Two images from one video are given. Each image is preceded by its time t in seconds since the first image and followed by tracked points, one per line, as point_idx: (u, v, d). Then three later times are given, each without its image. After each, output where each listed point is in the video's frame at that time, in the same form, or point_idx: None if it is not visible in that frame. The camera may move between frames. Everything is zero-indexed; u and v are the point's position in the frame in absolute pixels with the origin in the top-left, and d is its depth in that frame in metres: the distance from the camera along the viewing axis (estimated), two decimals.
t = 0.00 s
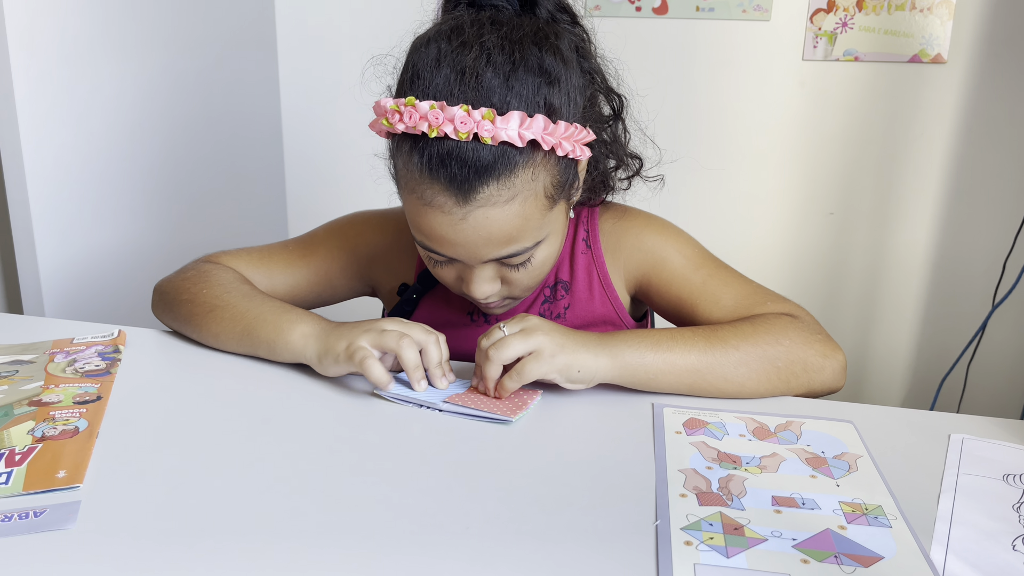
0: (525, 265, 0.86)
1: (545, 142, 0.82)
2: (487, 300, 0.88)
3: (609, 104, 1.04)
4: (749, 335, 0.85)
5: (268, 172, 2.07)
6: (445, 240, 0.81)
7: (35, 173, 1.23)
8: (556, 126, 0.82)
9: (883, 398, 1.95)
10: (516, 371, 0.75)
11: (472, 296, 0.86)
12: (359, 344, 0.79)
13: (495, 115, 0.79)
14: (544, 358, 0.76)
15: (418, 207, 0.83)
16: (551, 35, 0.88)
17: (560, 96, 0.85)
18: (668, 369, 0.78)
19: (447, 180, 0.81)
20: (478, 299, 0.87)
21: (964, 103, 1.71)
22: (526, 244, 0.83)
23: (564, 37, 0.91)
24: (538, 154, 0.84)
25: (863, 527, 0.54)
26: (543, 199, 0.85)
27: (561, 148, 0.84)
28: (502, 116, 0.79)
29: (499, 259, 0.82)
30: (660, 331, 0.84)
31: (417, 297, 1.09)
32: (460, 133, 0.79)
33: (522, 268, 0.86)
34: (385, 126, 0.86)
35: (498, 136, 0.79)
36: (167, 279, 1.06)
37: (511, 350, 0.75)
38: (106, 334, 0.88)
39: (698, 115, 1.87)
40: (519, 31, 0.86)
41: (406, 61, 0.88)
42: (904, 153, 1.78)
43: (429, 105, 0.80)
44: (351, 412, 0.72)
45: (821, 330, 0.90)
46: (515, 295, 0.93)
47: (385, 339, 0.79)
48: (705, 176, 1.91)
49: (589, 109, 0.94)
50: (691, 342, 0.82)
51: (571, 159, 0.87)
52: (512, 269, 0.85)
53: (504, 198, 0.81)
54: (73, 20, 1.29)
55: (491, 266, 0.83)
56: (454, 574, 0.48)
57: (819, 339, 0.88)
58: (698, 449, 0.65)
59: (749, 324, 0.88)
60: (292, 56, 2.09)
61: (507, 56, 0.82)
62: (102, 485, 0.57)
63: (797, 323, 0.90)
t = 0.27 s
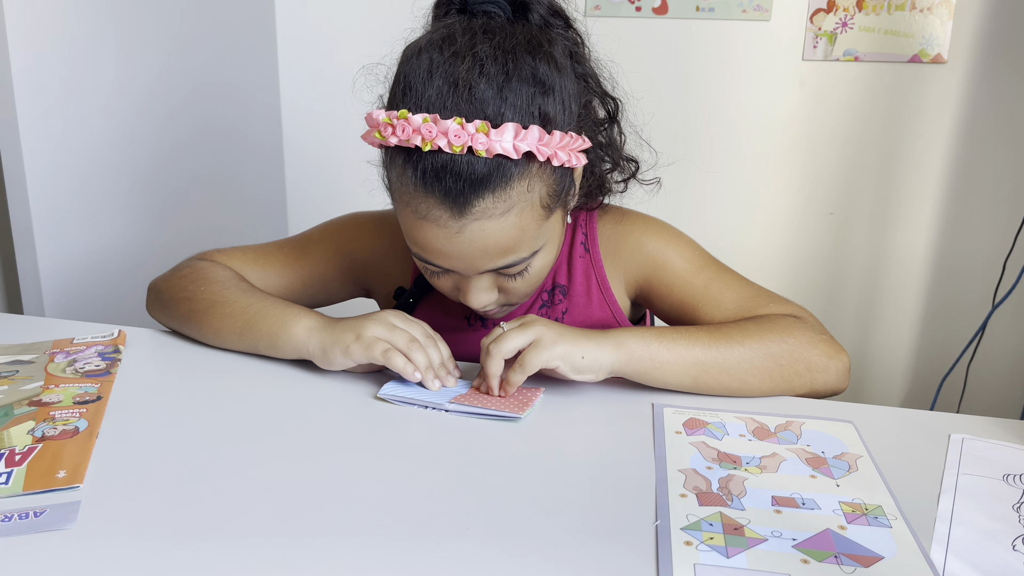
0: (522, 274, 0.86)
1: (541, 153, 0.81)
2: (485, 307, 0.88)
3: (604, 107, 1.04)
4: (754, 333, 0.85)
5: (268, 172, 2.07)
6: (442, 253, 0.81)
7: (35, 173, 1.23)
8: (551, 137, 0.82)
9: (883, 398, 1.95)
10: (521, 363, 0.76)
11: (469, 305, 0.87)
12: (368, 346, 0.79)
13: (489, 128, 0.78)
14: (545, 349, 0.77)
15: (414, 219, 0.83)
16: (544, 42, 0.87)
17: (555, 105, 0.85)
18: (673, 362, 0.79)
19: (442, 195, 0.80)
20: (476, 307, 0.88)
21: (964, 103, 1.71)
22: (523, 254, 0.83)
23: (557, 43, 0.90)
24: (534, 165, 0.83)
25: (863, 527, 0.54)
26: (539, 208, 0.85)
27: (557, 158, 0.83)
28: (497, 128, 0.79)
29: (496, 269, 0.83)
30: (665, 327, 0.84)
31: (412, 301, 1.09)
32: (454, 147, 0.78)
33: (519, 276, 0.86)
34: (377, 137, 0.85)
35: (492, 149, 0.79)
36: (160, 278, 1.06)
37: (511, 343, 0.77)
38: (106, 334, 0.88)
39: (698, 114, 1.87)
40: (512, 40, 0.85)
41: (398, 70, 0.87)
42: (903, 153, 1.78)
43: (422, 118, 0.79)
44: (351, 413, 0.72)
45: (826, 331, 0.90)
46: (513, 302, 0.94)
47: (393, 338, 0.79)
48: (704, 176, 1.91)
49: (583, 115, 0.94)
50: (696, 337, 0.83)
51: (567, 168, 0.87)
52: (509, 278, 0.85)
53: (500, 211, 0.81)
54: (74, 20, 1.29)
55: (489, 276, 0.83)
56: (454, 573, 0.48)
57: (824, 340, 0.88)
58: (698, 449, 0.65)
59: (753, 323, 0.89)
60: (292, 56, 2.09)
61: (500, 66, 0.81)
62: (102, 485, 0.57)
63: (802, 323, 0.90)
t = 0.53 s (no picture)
0: (517, 279, 0.86)
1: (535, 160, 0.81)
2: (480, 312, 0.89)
3: (599, 107, 1.04)
4: (758, 335, 0.85)
5: (267, 171, 2.07)
6: (436, 261, 0.82)
7: (35, 174, 1.23)
8: (544, 142, 0.81)
9: (883, 398, 1.95)
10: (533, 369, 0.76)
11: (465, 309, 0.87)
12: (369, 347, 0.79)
13: (482, 135, 0.78)
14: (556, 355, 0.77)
15: (407, 228, 0.83)
16: (536, 44, 0.87)
17: (548, 108, 0.84)
18: (676, 363, 0.79)
19: (435, 203, 0.80)
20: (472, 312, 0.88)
21: (964, 103, 1.71)
22: (517, 260, 0.83)
23: (549, 45, 0.89)
24: (527, 171, 0.83)
25: (863, 527, 0.54)
26: (534, 213, 0.85)
27: (553, 164, 0.83)
28: (489, 135, 0.79)
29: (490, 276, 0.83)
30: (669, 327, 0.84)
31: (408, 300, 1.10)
32: (446, 154, 0.78)
33: (514, 281, 0.86)
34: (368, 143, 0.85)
35: (484, 156, 0.78)
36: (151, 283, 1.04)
37: (522, 351, 0.76)
38: (106, 335, 0.88)
39: (698, 114, 1.87)
40: (503, 43, 0.84)
41: (389, 75, 0.86)
42: (903, 153, 1.78)
43: (413, 126, 0.79)
44: (351, 413, 0.72)
45: (832, 335, 0.90)
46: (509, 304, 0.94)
47: (395, 341, 0.79)
48: (703, 176, 1.91)
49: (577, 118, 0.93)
50: (701, 338, 0.82)
51: (561, 172, 0.87)
52: (504, 283, 0.86)
53: (493, 219, 0.81)
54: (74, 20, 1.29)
55: (484, 282, 0.84)
56: (454, 573, 0.48)
57: (828, 343, 0.88)
58: (698, 449, 0.65)
59: (757, 325, 0.88)
60: (292, 55, 2.09)
61: (492, 71, 0.81)
62: (102, 485, 0.57)
63: (807, 326, 0.90)
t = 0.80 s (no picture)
0: (518, 280, 0.86)
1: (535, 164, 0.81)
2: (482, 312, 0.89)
3: (601, 108, 1.04)
4: (764, 342, 0.85)
5: (267, 170, 2.07)
6: (438, 264, 0.82)
7: (35, 173, 1.23)
8: (545, 148, 0.81)
9: (883, 398, 1.95)
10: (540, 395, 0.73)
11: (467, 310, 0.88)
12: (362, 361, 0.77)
13: (483, 141, 0.78)
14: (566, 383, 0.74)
15: (410, 232, 0.83)
16: (538, 46, 0.86)
17: (550, 111, 0.84)
18: (681, 372, 0.78)
19: (437, 209, 0.80)
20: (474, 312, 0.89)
21: (964, 103, 1.71)
22: (518, 263, 0.84)
23: (552, 46, 0.89)
24: (529, 176, 0.83)
25: (863, 527, 0.54)
26: (536, 216, 0.85)
27: (554, 168, 0.83)
28: (490, 141, 0.79)
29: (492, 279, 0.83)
30: (676, 332, 0.83)
31: (410, 291, 1.08)
32: (447, 160, 0.78)
33: (515, 282, 0.87)
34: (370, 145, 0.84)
35: (485, 162, 0.78)
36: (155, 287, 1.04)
37: (535, 384, 0.72)
38: (106, 335, 0.88)
39: (698, 115, 1.87)
40: (505, 46, 0.83)
41: (390, 78, 0.86)
42: (904, 154, 1.78)
43: (415, 131, 0.79)
44: (352, 413, 0.72)
45: (834, 342, 0.90)
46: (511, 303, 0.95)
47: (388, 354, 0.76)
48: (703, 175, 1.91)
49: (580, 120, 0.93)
50: (706, 345, 0.82)
51: (563, 176, 0.87)
52: (505, 284, 0.86)
53: (495, 223, 0.81)
54: (73, 20, 1.29)
55: (486, 284, 0.84)
56: (454, 573, 0.48)
57: (830, 351, 0.88)
58: (698, 449, 0.65)
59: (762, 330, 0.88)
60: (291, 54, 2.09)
61: (493, 75, 0.80)
62: (102, 485, 0.57)
63: (811, 332, 0.90)
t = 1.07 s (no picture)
0: (528, 263, 0.86)
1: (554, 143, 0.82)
2: (490, 296, 0.88)
3: (612, 107, 1.04)
4: (761, 339, 0.85)
5: (267, 169, 2.07)
6: (452, 237, 0.81)
7: (35, 173, 1.23)
8: (563, 127, 0.82)
9: (883, 398, 1.95)
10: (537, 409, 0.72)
11: (474, 293, 0.87)
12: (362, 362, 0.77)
13: (505, 115, 0.79)
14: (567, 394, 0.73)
15: (425, 204, 0.83)
16: (559, 36, 0.88)
17: (567, 97, 0.86)
18: (677, 371, 0.78)
19: (455, 179, 0.80)
20: (481, 296, 0.88)
21: (964, 103, 1.71)
22: (530, 242, 0.83)
23: (571, 39, 0.91)
24: (546, 153, 0.84)
25: (863, 527, 0.54)
26: (548, 198, 0.85)
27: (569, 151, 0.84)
28: (511, 116, 0.80)
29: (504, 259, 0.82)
30: (674, 331, 0.83)
31: (413, 280, 1.09)
32: (470, 132, 0.78)
33: (524, 265, 0.86)
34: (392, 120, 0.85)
35: (507, 136, 0.79)
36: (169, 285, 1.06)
37: (533, 399, 0.71)
38: (106, 334, 0.88)
39: (698, 115, 1.87)
40: (527, 32, 0.86)
41: (415, 58, 0.88)
42: (904, 154, 1.78)
43: (439, 104, 0.80)
44: (352, 412, 0.72)
45: (823, 341, 0.91)
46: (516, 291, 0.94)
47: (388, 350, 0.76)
48: (702, 176, 1.91)
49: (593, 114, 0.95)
50: (704, 343, 0.82)
51: (575, 160, 0.88)
52: (515, 266, 0.85)
53: (511, 197, 0.81)
54: (74, 20, 1.29)
55: (497, 262, 0.83)
56: (453, 573, 0.48)
57: (820, 349, 0.89)
58: (698, 449, 0.65)
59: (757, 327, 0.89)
60: (292, 55, 2.09)
61: (516, 57, 0.82)
62: (102, 485, 0.57)
63: (803, 332, 0.91)
